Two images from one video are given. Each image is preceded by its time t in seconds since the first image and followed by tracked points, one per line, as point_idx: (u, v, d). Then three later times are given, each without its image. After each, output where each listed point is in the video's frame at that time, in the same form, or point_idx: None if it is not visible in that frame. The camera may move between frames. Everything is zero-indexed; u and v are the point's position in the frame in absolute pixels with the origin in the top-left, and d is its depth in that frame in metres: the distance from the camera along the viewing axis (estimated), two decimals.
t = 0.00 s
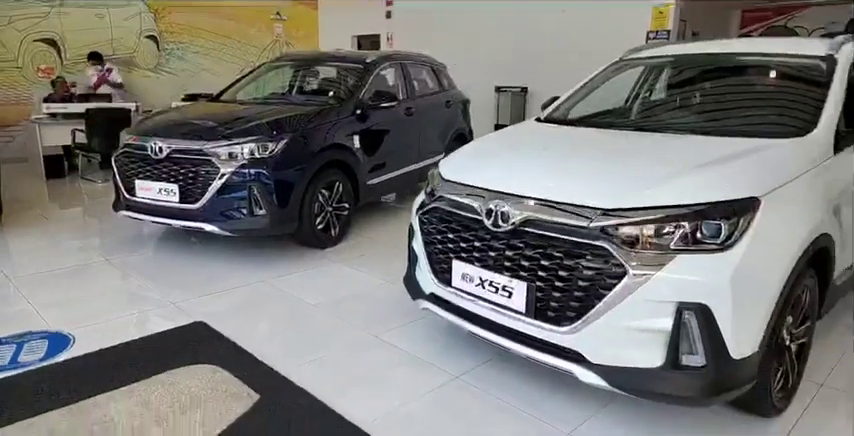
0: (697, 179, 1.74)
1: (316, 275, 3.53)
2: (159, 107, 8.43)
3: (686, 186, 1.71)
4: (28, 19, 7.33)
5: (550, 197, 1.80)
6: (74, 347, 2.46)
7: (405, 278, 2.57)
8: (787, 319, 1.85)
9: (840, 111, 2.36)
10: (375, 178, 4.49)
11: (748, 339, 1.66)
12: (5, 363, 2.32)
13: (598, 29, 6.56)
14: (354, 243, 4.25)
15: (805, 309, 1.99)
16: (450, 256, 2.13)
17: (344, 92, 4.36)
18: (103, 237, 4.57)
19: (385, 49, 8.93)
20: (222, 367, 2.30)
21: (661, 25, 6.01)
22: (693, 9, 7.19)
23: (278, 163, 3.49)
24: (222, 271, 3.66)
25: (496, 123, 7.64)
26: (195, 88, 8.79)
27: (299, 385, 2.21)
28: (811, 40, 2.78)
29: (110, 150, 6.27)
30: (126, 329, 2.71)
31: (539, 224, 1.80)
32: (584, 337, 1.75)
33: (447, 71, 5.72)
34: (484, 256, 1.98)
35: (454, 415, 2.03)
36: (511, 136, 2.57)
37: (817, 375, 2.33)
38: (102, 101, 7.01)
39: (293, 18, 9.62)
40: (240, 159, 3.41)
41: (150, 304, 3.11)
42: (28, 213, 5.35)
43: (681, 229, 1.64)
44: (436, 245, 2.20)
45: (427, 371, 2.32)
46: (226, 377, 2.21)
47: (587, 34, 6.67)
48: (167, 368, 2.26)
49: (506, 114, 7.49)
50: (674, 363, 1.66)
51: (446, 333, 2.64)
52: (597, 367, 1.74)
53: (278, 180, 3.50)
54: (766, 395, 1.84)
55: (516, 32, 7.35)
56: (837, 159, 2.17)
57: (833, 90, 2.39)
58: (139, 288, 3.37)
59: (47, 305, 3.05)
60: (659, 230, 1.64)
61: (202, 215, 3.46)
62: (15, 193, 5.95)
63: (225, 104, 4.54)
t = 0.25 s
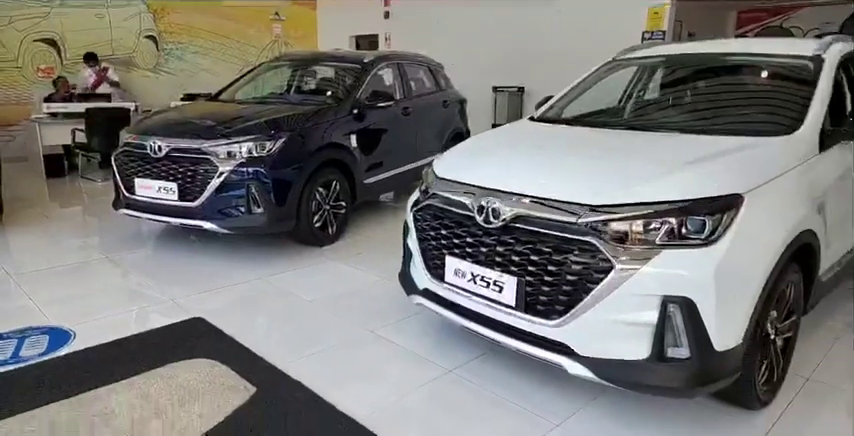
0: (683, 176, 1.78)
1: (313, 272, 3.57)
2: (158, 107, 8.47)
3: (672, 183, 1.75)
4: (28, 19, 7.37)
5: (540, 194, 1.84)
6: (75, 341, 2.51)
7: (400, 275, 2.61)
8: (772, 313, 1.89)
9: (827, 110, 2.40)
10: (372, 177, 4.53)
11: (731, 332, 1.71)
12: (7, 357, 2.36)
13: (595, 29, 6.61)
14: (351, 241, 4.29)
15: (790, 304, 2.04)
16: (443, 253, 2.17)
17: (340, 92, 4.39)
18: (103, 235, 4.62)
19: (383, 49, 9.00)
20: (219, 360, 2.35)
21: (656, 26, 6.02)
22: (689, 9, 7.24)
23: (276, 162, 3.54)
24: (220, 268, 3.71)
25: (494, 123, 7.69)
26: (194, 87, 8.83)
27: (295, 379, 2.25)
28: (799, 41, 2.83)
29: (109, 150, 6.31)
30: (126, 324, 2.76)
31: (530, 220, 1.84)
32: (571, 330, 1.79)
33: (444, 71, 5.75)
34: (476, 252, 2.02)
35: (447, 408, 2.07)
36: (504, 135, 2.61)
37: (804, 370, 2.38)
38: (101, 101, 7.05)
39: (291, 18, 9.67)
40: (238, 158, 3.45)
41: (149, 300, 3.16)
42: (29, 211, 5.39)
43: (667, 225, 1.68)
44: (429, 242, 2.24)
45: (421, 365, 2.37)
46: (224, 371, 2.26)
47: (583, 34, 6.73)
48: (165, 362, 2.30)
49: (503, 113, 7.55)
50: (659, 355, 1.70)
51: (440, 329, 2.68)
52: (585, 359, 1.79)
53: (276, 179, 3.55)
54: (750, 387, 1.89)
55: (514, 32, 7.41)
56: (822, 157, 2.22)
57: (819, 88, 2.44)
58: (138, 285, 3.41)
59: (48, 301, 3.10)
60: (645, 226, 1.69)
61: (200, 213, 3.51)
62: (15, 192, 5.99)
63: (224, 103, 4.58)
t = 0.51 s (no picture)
0: (667, 174, 1.82)
1: (309, 270, 3.61)
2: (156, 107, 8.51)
3: (656, 181, 1.79)
4: (27, 19, 7.41)
5: (528, 192, 1.88)
6: (72, 338, 2.54)
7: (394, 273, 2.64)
8: (755, 308, 1.93)
9: (812, 109, 2.44)
10: (368, 176, 4.57)
11: (714, 326, 1.75)
12: (5, 353, 2.39)
13: (590, 29, 6.67)
14: (347, 240, 4.34)
15: (774, 300, 2.08)
16: (434, 250, 2.21)
17: (336, 91, 4.43)
18: (100, 234, 4.65)
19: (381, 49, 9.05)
20: (214, 356, 2.38)
21: (651, 26, 6.09)
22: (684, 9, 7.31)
23: (272, 161, 3.58)
24: (217, 266, 3.74)
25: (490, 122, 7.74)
26: (192, 87, 8.86)
27: (290, 374, 2.29)
28: (786, 41, 2.87)
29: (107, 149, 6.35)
30: (123, 321, 2.80)
31: (518, 218, 1.88)
32: (558, 324, 1.83)
33: (440, 71, 5.78)
34: (466, 249, 2.06)
35: (437, 402, 2.11)
36: (496, 134, 2.64)
37: (788, 364, 2.43)
38: (100, 101, 7.09)
39: (289, 19, 9.70)
40: (235, 157, 3.49)
41: (146, 298, 3.20)
42: (27, 211, 5.42)
43: (651, 222, 1.72)
44: (422, 239, 2.28)
45: (413, 360, 2.41)
46: (219, 366, 2.29)
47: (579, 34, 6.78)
48: (162, 358, 2.34)
49: (499, 113, 7.60)
50: (644, 348, 1.74)
51: (433, 326, 2.72)
52: (571, 353, 1.83)
53: (272, 178, 3.58)
54: (733, 380, 1.93)
55: (510, 33, 7.46)
56: (807, 155, 2.26)
57: (805, 87, 2.48)
58: (136, 283, 3.45)
59: (46, 299, 3.13)
60: (630, 222, 1.73)
61: (197, 211, 3.54)
62: (14, 192, 6.02)
63: (221, 103, 4.62)
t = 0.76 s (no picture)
0: (651, 172, 1.86)
1: (302, 268, 3.65)
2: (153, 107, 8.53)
3: (639, 179, 1.83)
4: (25, 19, 7.44)
5: (513, 190, 1.91)
6: (67, 334, 2.58)
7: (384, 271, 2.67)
8: (736, 305, 1.97)
9: (797, 109, 2.47)
10: (363, 175, 4.59)
11: (694, 321, 1.78)
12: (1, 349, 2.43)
13: (586, 29, 6.71)
14: (341, 238, 4.37)
15: (757, 296, 2.11)
16: (423, 247, 2.24)
17: (331, 91, 4.46)
18: (97, 232, 4.69)
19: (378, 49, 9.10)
20: (206, 352, 2.42)
21: (645, 27, 6.12)
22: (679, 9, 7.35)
23: (266, 160, 3.61)
24: (211, 264, 3.78)
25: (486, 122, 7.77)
26: (189, 87, 8.89)
27: (280, 369, 2.33)
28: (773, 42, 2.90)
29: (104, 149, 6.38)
30: (117, 318, 2.83)
31: (503, 215, 1.91)
32: (542, 320, 1.87)
33: (436, 71, 5.80)
34: (453, 246, 2.10)
35: (426, 397, 2.15)
36: (486, 133, 2.67)
37: (772, 360, 2.47)
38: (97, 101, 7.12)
39: (287, 19, 9.73)
40: (229, 156, 3.52)
41: (141, 295, 3.23)
42: (24, 210, 5.46)
43: (633, 219, 1.75)
44: (411, 237, 2.31)
45: (402, 357, 2.44)
46: (211, 362, 2.33)
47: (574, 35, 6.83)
48: (155, 354, 2.38)
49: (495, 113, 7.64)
50: (626, 343, 1.77)
51: (423, 323, 2.76)
52: (555, 348, 1.86)
53: (266, 177, 3.62)
54: (714, 375, 1.97)
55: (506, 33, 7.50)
56: (789, 155, 2.30)
57: (789, 86, 2.51)
58: (131, 280, 3.49)
59: (42, 297, 3.17)
60: (612, 220, 1.76)
61: (192, 210, 3.57)
62: (11, 191, 6.05)
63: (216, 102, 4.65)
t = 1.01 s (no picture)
0: (634, 170, 1.88)
1: (296, 266, 3.69)
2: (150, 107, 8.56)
3: (622, 177, 1.85)
4: (23, 19, 7.46)
5: (498, 188, 1.93)
6: (61, 331, 2.61)
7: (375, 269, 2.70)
8: (718, 301, 2.00)
9: (782, 108, 2.50)
10: (358, 174, 4.62)
11: (675, 317, 1.82)
12: None
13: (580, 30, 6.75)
14: (335, 237, 4.40)
15: (740, 293, 2.14)
16: (412, 245, 2.27)
17: (326, 90, 4.48)
18: (93, 231, 4.71)
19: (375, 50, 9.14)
20: (197, 348, 2.45)
21: (639, 27, 6.16)
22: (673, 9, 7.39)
23: (259, 159, 3.64)
24: (205, 263, 3.81)
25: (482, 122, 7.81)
26: (187, 87, 8.91)
27: (270, 365, 2.36)
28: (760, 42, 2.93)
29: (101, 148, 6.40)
30: (111, 315, 2.86)
31: (489, 212, 1.94)
32: (527, 316, 1.89)
33: (431, 71, 5.81)
34: (440, 243, 2.12)
35: (414, 392, 2.18)
36: (476, 132, 2.69)
37: (756, 357, 2.50)
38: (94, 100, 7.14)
39: (284, 19, 9.74)
40: (223, 155, 3.55)
41: (135, 293, 3.26)
42: (21, 209, 5.49)
43: (616, 216, 1.78)
44: (400, 235, 2.34)
45: (392, 353, 2.47)
46: (202, 358, 2.36)
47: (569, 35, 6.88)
48: (147, 350, 2.40)
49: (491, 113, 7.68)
50: (608, 339, 1.80)
51: (414, 320, 2.79)
52: (539, 344, 1.89)
53: (260, 176, 3.65)
54: (696, 370, 2.00)
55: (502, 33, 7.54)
56: (773, 153, 2.33)
57: (775, 86, 2.54)
58: (125, 279, 3.52)
59: (37, 295, 3.19)
60: (595, 217, 1.79)
61: (186, 209, 3.60)
62: (9, 190, 6.08)
63: (212, 101, 4.67)
